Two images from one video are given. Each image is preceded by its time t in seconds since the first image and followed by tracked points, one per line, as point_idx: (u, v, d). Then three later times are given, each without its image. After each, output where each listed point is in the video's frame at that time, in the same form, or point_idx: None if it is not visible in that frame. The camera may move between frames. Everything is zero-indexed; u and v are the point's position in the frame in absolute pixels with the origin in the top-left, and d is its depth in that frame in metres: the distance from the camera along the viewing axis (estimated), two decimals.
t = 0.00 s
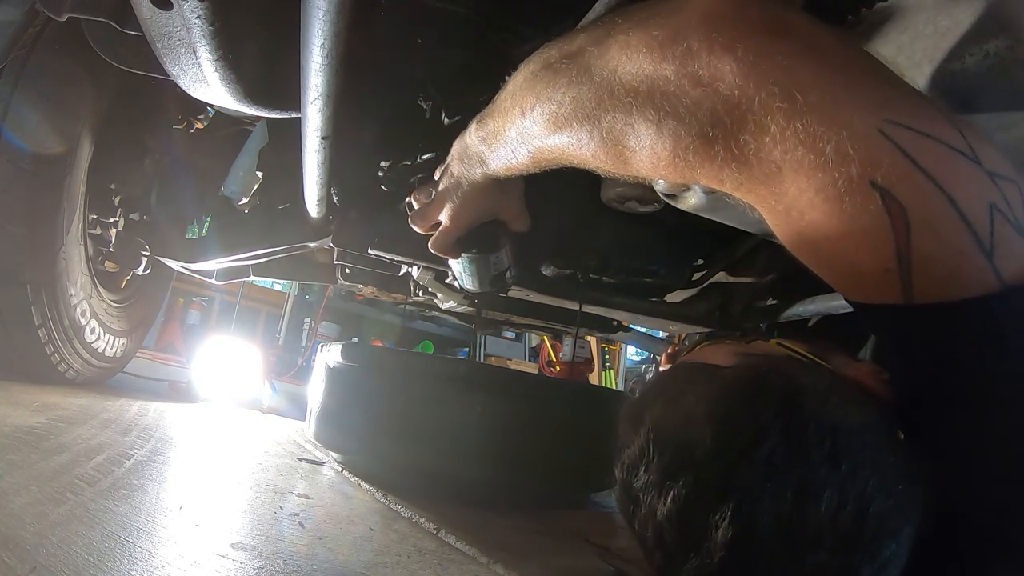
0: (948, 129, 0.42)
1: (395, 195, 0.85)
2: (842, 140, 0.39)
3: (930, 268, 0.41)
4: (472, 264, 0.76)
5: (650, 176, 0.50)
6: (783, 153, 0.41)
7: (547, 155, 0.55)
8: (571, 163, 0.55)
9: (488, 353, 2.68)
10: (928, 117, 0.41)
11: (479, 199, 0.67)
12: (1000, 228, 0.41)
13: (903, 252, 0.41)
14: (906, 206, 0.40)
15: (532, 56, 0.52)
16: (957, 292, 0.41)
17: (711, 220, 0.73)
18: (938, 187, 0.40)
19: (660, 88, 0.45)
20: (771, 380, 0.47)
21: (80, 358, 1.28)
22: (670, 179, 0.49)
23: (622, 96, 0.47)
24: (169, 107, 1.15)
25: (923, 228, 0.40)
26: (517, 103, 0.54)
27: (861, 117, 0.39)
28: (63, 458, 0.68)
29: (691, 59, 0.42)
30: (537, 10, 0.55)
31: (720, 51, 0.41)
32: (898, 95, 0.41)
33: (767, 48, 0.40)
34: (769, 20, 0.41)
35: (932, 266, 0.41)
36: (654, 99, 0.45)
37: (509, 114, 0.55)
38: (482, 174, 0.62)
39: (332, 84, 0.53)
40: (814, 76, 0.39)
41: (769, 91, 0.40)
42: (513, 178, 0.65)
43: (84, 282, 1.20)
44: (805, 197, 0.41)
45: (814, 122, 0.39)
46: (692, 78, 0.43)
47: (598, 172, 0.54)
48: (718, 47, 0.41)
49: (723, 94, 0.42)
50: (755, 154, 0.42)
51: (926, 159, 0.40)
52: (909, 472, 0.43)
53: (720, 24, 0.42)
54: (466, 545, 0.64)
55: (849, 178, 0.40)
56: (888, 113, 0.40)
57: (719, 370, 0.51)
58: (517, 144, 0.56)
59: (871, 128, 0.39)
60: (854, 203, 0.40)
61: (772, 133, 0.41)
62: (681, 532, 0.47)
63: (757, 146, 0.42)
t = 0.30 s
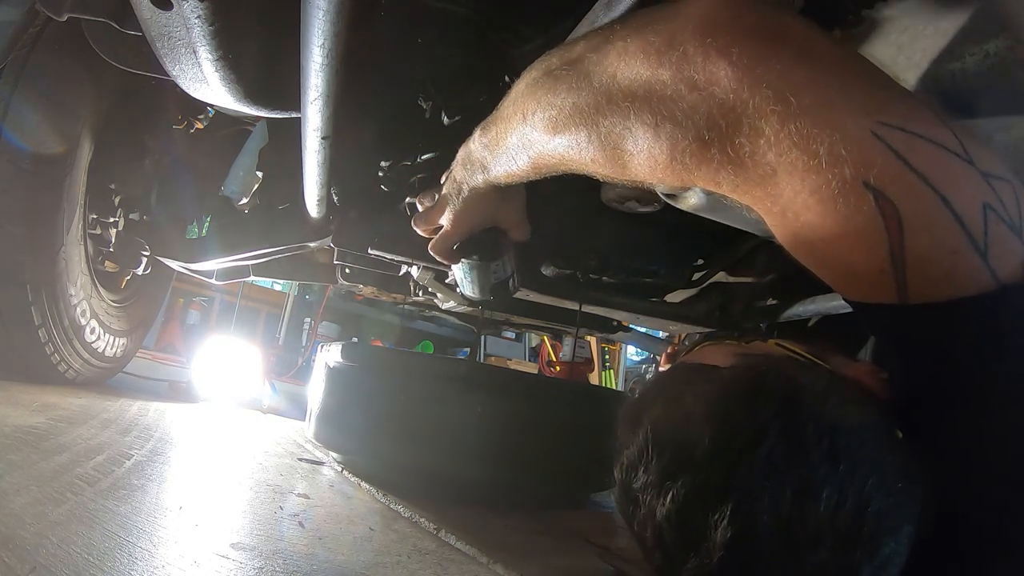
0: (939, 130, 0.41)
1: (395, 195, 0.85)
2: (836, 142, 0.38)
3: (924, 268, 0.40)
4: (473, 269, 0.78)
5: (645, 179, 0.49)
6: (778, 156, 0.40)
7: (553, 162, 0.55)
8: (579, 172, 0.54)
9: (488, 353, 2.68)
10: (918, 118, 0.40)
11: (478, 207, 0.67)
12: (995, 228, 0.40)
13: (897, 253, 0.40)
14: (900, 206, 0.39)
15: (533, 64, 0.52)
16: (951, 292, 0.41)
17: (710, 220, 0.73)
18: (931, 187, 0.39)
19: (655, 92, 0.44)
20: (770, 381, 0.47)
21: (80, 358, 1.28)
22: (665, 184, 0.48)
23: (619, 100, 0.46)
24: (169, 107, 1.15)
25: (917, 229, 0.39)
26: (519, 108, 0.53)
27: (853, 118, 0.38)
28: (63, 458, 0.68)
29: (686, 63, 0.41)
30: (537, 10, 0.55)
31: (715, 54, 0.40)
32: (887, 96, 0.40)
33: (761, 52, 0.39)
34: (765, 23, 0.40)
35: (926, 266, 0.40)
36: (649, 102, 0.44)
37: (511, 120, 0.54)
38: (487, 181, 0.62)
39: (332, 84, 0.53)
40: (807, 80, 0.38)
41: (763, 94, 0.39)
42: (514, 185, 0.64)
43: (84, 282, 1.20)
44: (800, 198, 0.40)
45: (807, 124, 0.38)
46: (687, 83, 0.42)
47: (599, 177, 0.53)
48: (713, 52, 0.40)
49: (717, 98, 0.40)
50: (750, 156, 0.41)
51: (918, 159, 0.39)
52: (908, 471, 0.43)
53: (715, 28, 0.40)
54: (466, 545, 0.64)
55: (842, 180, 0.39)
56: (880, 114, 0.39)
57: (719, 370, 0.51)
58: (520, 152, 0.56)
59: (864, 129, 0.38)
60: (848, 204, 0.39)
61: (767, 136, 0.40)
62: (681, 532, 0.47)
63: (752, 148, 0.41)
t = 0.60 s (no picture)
0: (923, 137, 0.43)
1: (395, 196, 0.85)
2: (819, 156, 0.39)
3: (914, 273, 0.41)
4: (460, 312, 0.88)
5: (636, 204, 0.49)
6: (764, 174, 0.41)
7: (544, 195, 0.57)
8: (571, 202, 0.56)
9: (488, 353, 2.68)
10: (900, 127, 0.42)
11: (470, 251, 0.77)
12: (980, 230, 0.42)
13: (886, 260, 0.41)
14: (886, 214, 0.40)
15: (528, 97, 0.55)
16: (940, 298, 0.42)
17: (710, 224, 0.73)
18: (916, 196, 0.41)
19: (640, 114, 0.44)
20: (768, 380, 0.47)
21: (80, 358, 1.28)
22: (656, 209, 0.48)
23: (605, 125, 0.47)
24: (169, 107, 1.15)
25: (905, 236, 0.40)
26: (514, 143, 0.57)
27: (837, 132, 0.40)
28: (63, 458, 0.68)
29: (669, 85, 0.42)
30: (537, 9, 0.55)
31: (697, 77, 0.41)
32: (868, 108, 0.42)
33: (742, 71, 0.40)
34: (740, 40, 0.40)
35: (915, 271, 0.41)
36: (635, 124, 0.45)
37: (506, 156, 0.58)
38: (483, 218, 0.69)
39: (332, 84, 0.53)
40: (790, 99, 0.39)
41: (749, 113, 0.40)
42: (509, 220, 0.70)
43: (84, 282, 1.20)
44: (787, 212, 0.41)
45: (793, 140, 0.39)
46: (672, 105, 0.42)
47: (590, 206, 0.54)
48: (695, 73, 0.41)
49: (702, 120, 0.41)
50: (736, 175, 0.42)
51: (903, 168, 0.41)
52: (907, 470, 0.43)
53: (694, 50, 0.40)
54: (466, 545, 0.64)
55: (828, 193, 0.40)
56: (861, 126, 0.41)
57: (718, 370, 0.51)
58: (513, 189, 0.60)
59: (849, 141, 0.40)
60: (832, 215, 0.40)
61: (752, 155, 0.41)
62: (681, 532, 0.47)
63: (739, 167, 0.41)
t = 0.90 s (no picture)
0: (903, 143, 0.45)
1: (394, 196, 0.85)
2: (798, 169, 0.42)
3: (902, 276, 0.42)
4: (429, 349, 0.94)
5: (633, 226, 0.52)
6: (748, 187, 0.44)
7: (531, 219, 0.63)
8: (556, 226, 0.61)
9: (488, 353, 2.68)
10: (880, 134, 0.45)
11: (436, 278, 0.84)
12: (965, 232, 0.43)
13: (874, 266, 0.42)
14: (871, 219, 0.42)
15: (525, 118, 0.58)
16: (930, 301, 0.43)
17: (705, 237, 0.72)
18: (900, 200, 0.43)
19: (629, 137, 0.48)
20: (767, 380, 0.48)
21: (80, 358, 1.28)
22: (650, 227, 0.51)
23: (592, 146, 0.50)
24: (169, 107, 1.15)
25: (891, 240, 0.42)
26: (497, 173, 0.63)
27: (818, 142, 0.43)
28: (63, 458, 0.68)
29: (654, 104, 0.45)
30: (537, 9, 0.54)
31: (682, 96, 0.44)
32: (848, 118, 0.44)
33: (723, 89, 0.43)
34: (724, 57, 0.44)
35: (903, 273, 0.42)
36: (628, 146, 0.48)
37: (488, 187, 0.66)
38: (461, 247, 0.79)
39: (332, 84, 0.53)
40: (770, 115, 0.43)
41: (730, 129, 0.43)
42: (482, 251, 0.79)
43: (84, 282, 1.20)
44: (773, 221, 0.43)
45: (774, 152, 0.42)
46: (661, 125, 0.45)
47: (581, 229, 0.59)
48: (679, 92, 0.44)
49: (688, 138, 0.44)
50: (721, 190, 0.45)
51: (885, 173, 0.43)
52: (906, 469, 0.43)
53: (676, 72, 0.44)
54: (466, 545, 0.64)
55: (813, 202, 0.42)
56: (841, 135, 0.43)
57: (718, 370, 0.51)
58: (495, 221, 0.69)
59: (829, 150, 0.42)
60: (819, 222, 0.42)
61: (737, 169, 0.44)
62: (682, 532, 0.47)
63: (725, 181, 0.44)
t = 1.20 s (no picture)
0: (903, 141, 0.45)
1: (395, 196, 0.85)
2: (795, 166, 0.43)
3: (900, 274, 0.42)
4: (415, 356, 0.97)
5: (637, 227, 0.53)
6: (747, 184, 0.45)
7: (538, 223, 0.65)
8: (563, 229, 0.62)
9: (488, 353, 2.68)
10: (880, 132, 0.44)
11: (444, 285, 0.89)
12: (962, 228, 0.43)
13: (874, 263, 0.42)
14: (870, 216, 0.42)
15: (529, 123, 0.60)
16: (928, 298, 0.42)
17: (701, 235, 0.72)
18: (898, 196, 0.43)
19: (631, 136, 0.49)
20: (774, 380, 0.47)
21: (80, 358, 1.28)
22: (654, 227, 0.52)
23: (596, 147, 0.52)
24: (169, 107, 1.15)
25: (889, 237, 0.42)
26: (507, 179, 0.64)
27: (815, 139, 0.43)
28: (63, 458, 0.68)
29: (655, 105, 0.47)
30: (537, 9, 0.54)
31: (683, 95, 0.45)
32: (848, 116, 0.44)
33: (722, 88, 0.44)
34: (723, 57, 0.45)
35: (902, 268, 0.42)
36: (631, 145, 0.50)
37: (497, 194, 0.68)
38: (471, 254, 0.81)
39: (332, 84, 0.53)
40: (769, 113, 0.43)
41: (729, 127, 0.44)
42: (493, 258, 0.81)
43: (84, 282, 1.20)
44: (773, 216, 0.44)
45: (771, 150, 0.43)
46: (663, 124, 0.47)
47: (587, 233, 0.60)
48: (679, 90, 0.46)
49: (688, 136, 0.46)
50: (720, 187, 0.46)
51: (884, 170, 0.43)
52: (909, 472, 0.43)
53: (676, 72, 0.45)
54: (466, 545, 0.64)
55: (812, 198, 0.42)
56: (840, 132, 0.43)
57: (724, 371, 0.51)
58: (504, 226, 0.70)
59: (827, 147, 0.43)
60: (819, 219, 0.43)
61: (736, 167, 0.45)
62: (685, 534, 0.47)
63: (725, 178, 0.45)
